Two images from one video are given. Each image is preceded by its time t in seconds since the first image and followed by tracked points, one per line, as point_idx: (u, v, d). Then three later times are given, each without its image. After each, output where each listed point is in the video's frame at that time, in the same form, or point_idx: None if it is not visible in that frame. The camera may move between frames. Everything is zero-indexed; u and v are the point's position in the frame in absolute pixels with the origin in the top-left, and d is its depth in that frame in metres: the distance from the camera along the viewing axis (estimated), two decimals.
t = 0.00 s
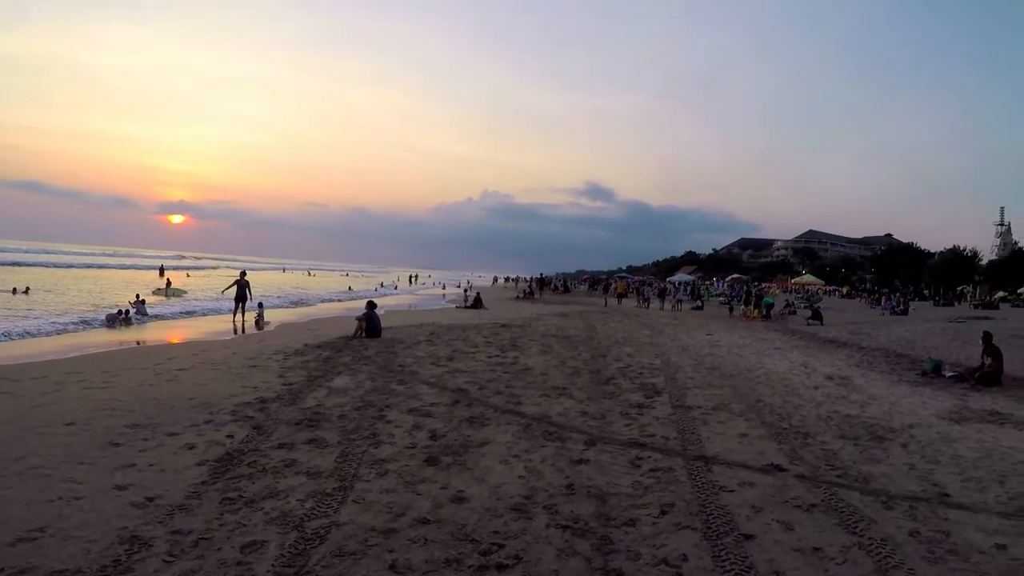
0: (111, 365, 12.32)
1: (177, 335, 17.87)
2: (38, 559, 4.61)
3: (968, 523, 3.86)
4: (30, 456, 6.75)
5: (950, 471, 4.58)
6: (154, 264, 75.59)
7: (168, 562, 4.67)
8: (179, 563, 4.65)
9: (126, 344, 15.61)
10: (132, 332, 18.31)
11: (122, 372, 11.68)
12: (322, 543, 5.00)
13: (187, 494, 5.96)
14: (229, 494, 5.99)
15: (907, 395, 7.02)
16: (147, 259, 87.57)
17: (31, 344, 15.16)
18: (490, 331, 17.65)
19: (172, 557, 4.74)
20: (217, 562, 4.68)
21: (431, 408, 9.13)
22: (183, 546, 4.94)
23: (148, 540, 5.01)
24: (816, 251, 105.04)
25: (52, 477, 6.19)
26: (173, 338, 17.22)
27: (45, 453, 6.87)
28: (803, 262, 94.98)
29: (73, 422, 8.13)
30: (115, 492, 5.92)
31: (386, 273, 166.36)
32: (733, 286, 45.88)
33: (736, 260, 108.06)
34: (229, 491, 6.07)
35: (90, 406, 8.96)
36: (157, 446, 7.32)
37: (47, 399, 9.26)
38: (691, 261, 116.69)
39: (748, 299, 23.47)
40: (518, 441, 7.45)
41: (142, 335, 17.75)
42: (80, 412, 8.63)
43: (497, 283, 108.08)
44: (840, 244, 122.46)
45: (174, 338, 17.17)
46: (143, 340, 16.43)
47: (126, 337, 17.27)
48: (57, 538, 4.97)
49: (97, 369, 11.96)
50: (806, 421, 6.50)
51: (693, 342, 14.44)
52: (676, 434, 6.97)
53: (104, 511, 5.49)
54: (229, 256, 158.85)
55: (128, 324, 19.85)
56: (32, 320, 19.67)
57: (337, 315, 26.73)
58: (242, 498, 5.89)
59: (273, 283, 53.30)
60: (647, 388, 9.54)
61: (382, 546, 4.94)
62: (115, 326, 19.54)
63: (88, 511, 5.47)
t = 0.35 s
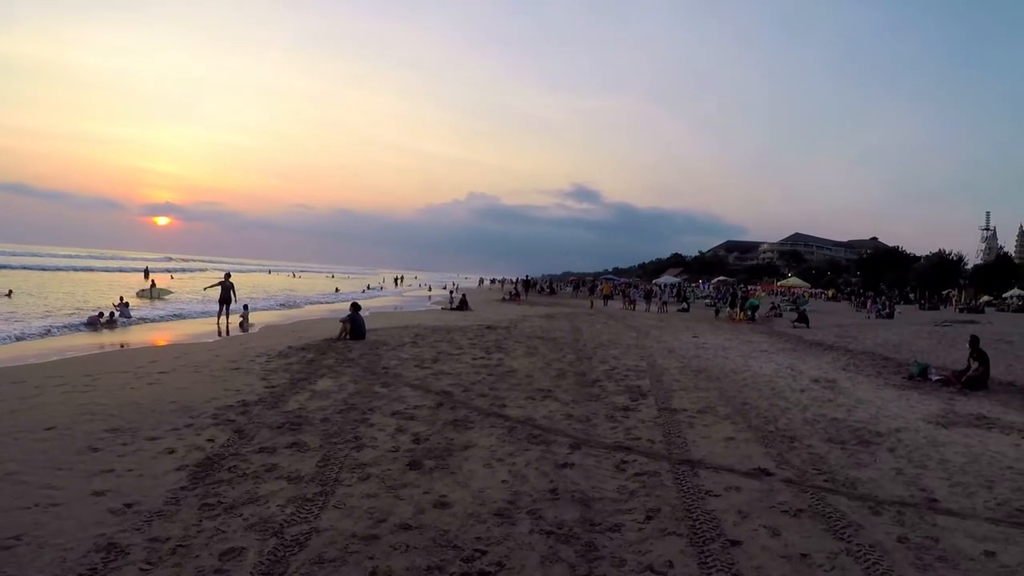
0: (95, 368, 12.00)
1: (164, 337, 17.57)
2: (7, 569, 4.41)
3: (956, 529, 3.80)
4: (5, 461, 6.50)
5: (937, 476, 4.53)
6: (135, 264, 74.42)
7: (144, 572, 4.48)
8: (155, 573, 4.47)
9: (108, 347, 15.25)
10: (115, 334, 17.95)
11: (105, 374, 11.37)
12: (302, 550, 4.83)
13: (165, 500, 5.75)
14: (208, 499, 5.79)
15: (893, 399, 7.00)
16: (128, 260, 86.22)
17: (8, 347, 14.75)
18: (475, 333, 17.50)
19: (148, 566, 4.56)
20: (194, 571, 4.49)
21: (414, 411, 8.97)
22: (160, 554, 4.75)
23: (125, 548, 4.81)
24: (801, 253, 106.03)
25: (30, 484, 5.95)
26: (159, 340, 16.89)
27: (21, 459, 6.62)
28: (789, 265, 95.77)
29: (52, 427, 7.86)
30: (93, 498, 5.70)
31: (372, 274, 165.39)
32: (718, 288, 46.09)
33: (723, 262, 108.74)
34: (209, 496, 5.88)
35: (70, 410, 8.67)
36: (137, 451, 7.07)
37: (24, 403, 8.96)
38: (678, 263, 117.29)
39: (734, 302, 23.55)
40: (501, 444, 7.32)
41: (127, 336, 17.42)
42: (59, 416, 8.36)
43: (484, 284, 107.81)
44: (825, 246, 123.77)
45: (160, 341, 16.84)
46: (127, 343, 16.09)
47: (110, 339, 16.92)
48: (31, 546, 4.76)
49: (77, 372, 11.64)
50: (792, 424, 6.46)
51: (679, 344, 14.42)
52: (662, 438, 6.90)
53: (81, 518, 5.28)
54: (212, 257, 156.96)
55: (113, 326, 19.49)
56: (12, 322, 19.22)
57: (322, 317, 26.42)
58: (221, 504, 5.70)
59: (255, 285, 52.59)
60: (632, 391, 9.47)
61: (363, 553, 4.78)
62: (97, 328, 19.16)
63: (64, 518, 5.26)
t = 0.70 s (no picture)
0: (80, 369, 11.73)
1: (152, 337, 17.29)
2: None
3: (951, 529, 3.74)
4: None
5: (930, 476, 4.48)
6: (120, 264, 73.40)
7: None
8: None
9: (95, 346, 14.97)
10: (102, 334, 17.62)
11: (90, 375, 11.12)
12: (287, 555, 4.70)
13: (149, 503, 5.58)
14: (192, 502, 5.62)
15: (884, 398, 6.98)
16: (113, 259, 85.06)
17: None
18: (464, 332, 17.34)
19: (129, 572, 4.41)
20: None
21: (402, 411, 8.83)
22: (142, 559, 4.60)
23: (107, 553, 4.65)
24: (790, 252, 106.69)
25: (11, 487, 5.75)
26: (147, 339, 16.62)
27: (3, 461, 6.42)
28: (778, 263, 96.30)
29: (36, 428, 7.64)
30: (75, 502, 5.52)
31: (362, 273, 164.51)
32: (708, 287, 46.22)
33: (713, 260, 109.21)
34: (194, 499, 5.72)
35: (54, 412, 8.44)
36: (121, 453, 6.87)
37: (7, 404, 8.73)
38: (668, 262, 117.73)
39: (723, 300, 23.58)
40: (490, 445, 7.21)
41: (115, 336, 17.12)
42: (42, 417, 8.14)
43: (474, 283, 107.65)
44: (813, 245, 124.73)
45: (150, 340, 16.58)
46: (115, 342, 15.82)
47: (98, 339, 16.61)
48: (8, 552, 4.58)
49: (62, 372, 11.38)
50: (784, 424, 6.41)
51: (670, 343, 14.38)
52: (652, 437, 6.83)
53: (63, 522, 5.10)
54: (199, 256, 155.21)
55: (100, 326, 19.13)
56: None
57: (310, 316, 26.11)
58: (206, 507, 5.54)
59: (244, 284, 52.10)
60: (622, 390, 9.40)
61: (349, 557, 4.66)
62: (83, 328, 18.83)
63: (47, 522, 5.08)
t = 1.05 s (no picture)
0: (63, 366, 11.47)
1: (140, 334, 17.00)
2: None
3: (944, 529, 3.71)
4: None
5: (922, 474, 4.45)
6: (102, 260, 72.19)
7: None
8: None
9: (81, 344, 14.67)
10: (88, 331, 17.31)
11: (75, 373, 10.87)
12: (271, 556, 4.57)
13: (131, 504, 5.42)
14: (175, 503, 5.47)
15: (873, 395, 6.98)
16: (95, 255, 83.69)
17: None
18: (452, 329, 17.20)
19: None
20: None
21: (389, 409, 8.71)
22: (122, 562, 4.44)
23: (86, 556, 4.49)
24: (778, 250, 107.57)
25: None
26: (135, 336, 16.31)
27: None
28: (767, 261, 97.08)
29: (17, 427, 7.42)
30: (55, 503, 5.34)
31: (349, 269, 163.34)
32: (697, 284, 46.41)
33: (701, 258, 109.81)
34: (177, 499, 5.56)
35: (36, 410, 8.21)
36: (103, 453, 6.69)
37: None
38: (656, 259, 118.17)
39: (712, 297, 23.64)
40: (478, 443, 7.12)
41: (100, 333, 16.81)
42: (22, 416, 7.92)
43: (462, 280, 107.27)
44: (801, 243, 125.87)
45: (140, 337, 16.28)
46: (102, 339, 15.52)
47: (83, 336, 16.29)
48: None
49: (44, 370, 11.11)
50: (774, 422, 6.39)
51: (659, 340, 14.36)
52: (642, 435, 6.78)
53: (41, 524, 4.93)
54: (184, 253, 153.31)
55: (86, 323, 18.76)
56: None
57: (297, 313, 25.80)
58: (189, 507, 5.39)
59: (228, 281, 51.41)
60: (612, 387, 9.35)
61: (335, 559, 4.54)
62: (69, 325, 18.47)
63: (24, 524, 4.91)
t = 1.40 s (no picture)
0: (44, 366, 11.16)
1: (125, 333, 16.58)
2: None
3: (938, 526, 3.68)
4: None
5: (914, 471, 4.44)
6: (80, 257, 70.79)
7: None
8: None
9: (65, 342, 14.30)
10: (71, 330, 16.88)
11: (56, 372, 10.59)
12: (256, 561, 4.43)
13: (112, 508, 5.23)
14: (157, 506, 5.30)
15: (862, 392, 6.98)
16: (73, 253, 82.03)
17: None
18: (439, 327, 17.04)
19: None
20: None
21: (375, 408, 8.56)
22: (102, 568, 4.28)
23: (64, 563, 4.31)
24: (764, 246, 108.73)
25: None
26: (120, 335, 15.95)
27: None
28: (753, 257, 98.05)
29: None
30: (33, 507, 5.14)
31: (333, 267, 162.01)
32: (683, 281, 46.62)
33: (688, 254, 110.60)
34: (160, 502, 5.39)
35: (16, 411, 7.95)
36: (83, 455, 6.47)
37: None
38: (642, 255, 118.76)
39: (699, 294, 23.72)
40: (466, 442, 7.01)
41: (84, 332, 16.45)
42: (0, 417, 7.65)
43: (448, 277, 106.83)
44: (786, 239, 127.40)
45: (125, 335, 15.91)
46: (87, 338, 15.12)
47: (66, 335, 15.84)
48: None
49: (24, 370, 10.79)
50: (764, 419, 6.37)
51: (647, 337, 14.35)
52: (631, 433, 6.73)
53: (17, 530, 4.74)
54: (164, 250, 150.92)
55: (69, 323, 18.28)
56: None
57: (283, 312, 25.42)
58: (172, 511, 5.22)
59: (210, 278, 50.65)
60: (600, 385, 9.29)
61: (321, 563, 4.41)
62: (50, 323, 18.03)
63: None
